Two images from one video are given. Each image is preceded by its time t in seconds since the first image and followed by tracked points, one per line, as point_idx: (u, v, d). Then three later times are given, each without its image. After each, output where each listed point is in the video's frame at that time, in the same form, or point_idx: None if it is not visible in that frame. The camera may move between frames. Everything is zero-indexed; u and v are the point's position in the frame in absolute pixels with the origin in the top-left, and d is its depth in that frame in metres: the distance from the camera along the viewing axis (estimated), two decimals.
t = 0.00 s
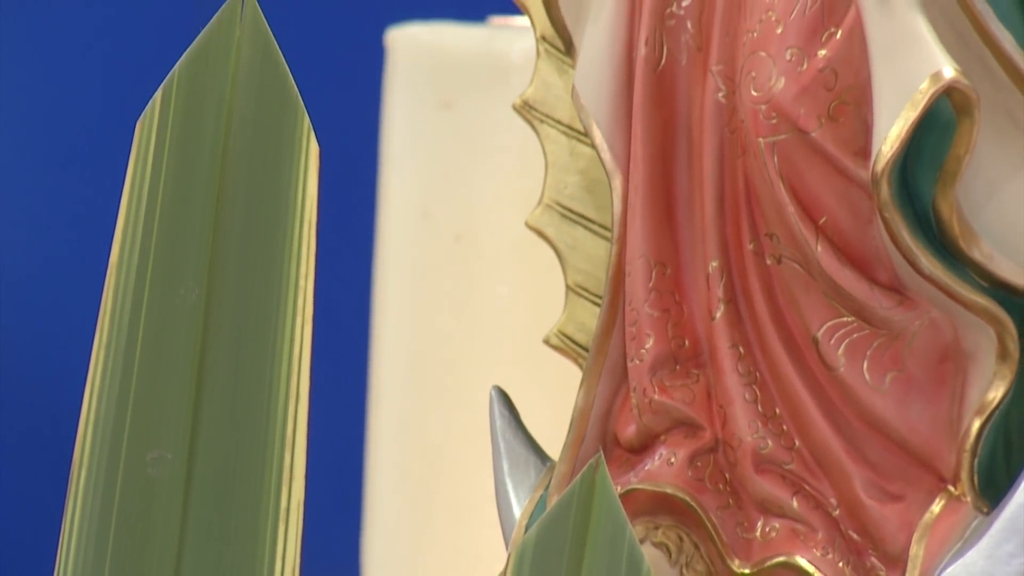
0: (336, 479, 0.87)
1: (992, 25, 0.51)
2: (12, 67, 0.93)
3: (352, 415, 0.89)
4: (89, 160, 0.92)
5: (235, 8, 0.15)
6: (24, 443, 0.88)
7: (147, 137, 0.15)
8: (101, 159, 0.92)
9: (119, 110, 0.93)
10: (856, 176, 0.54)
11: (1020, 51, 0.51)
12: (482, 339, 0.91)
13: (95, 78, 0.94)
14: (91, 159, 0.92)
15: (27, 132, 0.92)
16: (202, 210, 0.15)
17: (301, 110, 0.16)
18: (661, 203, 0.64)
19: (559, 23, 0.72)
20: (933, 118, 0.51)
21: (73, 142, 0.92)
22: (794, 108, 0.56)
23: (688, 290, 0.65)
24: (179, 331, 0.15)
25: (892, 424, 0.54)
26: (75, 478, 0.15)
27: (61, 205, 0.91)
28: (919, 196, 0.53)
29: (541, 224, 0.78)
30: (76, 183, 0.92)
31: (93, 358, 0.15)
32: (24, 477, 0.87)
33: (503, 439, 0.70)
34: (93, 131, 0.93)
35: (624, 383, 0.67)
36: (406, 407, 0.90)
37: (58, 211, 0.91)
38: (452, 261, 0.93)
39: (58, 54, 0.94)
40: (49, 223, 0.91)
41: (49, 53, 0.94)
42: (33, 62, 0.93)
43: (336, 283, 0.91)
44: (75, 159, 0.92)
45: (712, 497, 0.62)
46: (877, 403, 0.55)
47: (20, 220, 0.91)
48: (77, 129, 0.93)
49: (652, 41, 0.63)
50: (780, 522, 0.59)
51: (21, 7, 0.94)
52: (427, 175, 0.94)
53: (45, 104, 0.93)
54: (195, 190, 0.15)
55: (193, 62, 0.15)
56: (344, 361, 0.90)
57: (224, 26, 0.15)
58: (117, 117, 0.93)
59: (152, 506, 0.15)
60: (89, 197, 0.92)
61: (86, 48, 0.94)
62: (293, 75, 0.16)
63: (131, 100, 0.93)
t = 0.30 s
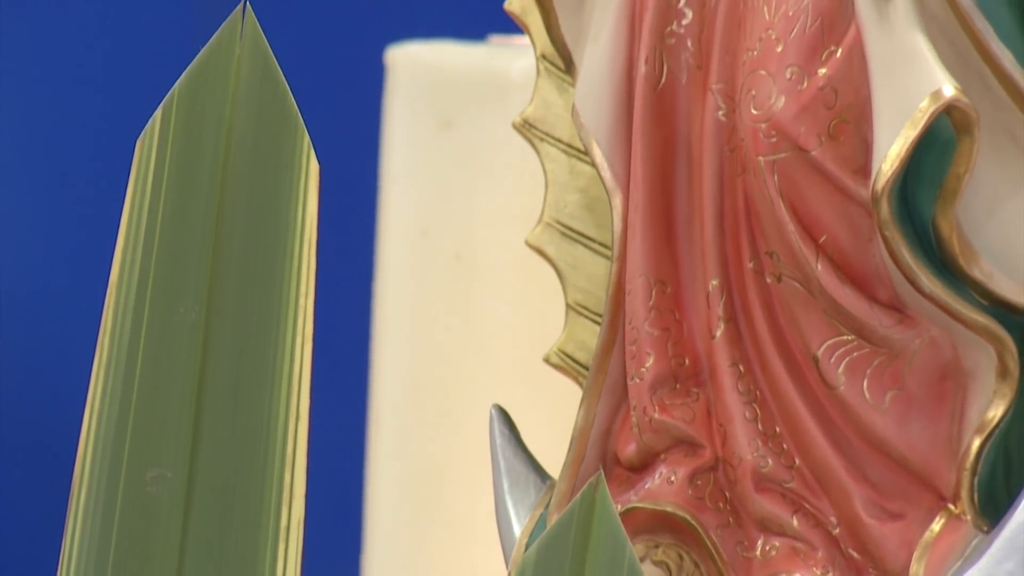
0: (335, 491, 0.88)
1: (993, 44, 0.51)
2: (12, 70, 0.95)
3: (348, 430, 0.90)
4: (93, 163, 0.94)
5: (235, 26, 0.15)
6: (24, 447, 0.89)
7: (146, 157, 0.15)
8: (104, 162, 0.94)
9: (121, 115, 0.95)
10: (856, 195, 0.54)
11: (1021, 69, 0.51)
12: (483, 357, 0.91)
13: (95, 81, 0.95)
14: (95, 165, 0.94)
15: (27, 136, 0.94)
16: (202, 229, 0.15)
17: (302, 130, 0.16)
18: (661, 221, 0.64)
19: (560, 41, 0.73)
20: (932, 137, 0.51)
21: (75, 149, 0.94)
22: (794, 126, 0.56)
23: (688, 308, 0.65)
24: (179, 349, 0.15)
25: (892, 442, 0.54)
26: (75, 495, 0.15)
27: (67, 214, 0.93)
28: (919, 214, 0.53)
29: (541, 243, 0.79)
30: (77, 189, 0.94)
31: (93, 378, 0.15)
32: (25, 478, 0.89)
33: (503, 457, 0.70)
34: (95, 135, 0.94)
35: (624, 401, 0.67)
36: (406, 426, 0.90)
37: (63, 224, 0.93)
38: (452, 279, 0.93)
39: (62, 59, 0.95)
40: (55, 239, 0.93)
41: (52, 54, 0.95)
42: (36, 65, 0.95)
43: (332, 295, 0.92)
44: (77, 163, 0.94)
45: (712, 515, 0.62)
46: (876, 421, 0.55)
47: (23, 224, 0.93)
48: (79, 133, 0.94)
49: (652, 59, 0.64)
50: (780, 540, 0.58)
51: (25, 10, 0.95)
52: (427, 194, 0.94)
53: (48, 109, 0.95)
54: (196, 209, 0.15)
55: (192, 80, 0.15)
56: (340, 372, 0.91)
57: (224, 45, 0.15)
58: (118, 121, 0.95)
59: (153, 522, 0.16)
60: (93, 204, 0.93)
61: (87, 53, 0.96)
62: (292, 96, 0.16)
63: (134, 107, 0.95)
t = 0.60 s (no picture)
0: (333, 502, 0.88)
1: (992, 62, 0.51)
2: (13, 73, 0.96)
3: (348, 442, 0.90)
4: (94, 169, 0.95)
5: (233, 47, 0.16)
6: (21, 452, 0.90)
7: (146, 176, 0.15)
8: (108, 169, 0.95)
9: (121, 121, 0.96)
10: (855, 214, 0.54)
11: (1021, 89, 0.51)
12: (482, 377, 0.91)
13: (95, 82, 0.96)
14: (93, 172, 0.95)
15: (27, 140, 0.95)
16: (202, 248, 0.16)
17: (302, 149, 0.16)
18: (660, 241, 0.65)
19: (559, 60, 0.73)
20: (932, 154, 0.52)
21: (75, 155, 0.95)
22: (794, 145, 0.56)
23: (687, 327, 0.65)
24: (179, 368, 0.15)
25: (892, 462, 0.54)
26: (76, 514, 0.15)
27: (63, 223, 0.94)
28: (918, 233, 0.53)
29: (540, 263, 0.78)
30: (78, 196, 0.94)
31: (93, 394, 0.15)
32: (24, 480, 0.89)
33: (503, 476, 0.70)
34: (96, 142, 0.95)
35: (624, 421, 0.67)
36: (406, 445, 0.89)
37: (61, 232, 0.94)
38: (450, 299, 0.93)
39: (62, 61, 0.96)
40: (49, 248, 0.93)
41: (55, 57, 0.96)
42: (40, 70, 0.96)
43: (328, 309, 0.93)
44: (77, 168, 0.95)
45: (712, 534, 0.61)
46: (876, 440, 0.55)
47: (19, 224, 0.93)
48: (80, 134, 0.95)
49: (651, 79, 0.65)
50: (780, 559, 0.58)
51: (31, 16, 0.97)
52: (426, 213, 0.94)
53: (49, 112, 0.95)
54: (196, 227, 0.16)
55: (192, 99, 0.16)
56: (343, 383, 0.91)
57: (223, 65, 0.16)
58: (121, 125, 0.96)
59: (154, 538, 0.16)
60: (94, 215, 0.94)
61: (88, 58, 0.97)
62: (292, 115, 0.16)
63: (135, 110, 0.96)
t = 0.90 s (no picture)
0: (333, 509, 0.89)
1: (992, 81, 0.51)
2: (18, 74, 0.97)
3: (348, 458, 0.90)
4: (94, 174, 0.95)
5: (233, 66, 0.16)
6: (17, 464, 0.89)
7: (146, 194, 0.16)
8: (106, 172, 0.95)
9: (120, 123, 0.96)
10: (855, 233, 0.55)
11: (1020, 108, 0.51)
12: (483, 395, 0.91)
13: (96, 83, 0.97)
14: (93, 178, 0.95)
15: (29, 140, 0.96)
16: (201, 266, 0.16)
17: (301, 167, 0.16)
18: (660, 260, 0.65)
19: (559, 81, 0.73)
20: (931, 173, 0.52)
21: (77, 160, 0.95)
22: (794, 164, 0.56)
23: (687, 347, 0.65)
24: (179, 384, 0.16)
25: (892, 481, 0.54)
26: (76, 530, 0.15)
27: (61, 226, 0.94)
28: (919, 252, 0.53)
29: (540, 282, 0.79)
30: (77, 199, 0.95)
31: (93, 412, 0.15)
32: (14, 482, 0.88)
33: (502, 496, 0.70)
34: (97, 147, 0.96)
35: (623, 440, 0.67)
36: (406, 463, 0.89)
37: (60, 237, 0.94)
38: (450, 318, 0.93)
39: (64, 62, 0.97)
40: (49, 253, 0.93)
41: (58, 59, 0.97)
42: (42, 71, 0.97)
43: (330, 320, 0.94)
44: (77, 171, 0.95)
45: (711, 554, 0.61)
46: (876, 460, 0.54)
47: (19, 230, 0.94)
48: (82, 139, 0.96)
49: (651, 98, 0.65)
50: None
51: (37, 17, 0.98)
52: (426, 232, 0.94)
53: (50, 119, 0.96)
54: (196, 244, 0.16)
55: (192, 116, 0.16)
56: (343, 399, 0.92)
57: (223, 84, 0.16)
58: (120, 128, 0.96)
59: (154, 554, 0.16)
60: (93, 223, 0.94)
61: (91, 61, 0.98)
62: (292, 134, 0.16)
63: (135, 110, 0.97)
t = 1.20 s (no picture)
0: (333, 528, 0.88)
1: (992, 102, 0.52)
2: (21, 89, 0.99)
3: (350, 478, 0.90)
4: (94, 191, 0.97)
5: (233, 84, 0.16)
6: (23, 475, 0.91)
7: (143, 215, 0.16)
8: (106, 188, 0.97)
9: (120, 139, 0.98)
10: (856, 254, 0.55)
11: (1020, 128, 0.52)
12: (483, 415, 0.91)
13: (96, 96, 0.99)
14: (93, 196, 0.97)
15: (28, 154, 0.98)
16: (201, 285, 0.16)
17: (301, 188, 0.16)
18: (660, 281, 0.65)
19: (559, 102, 0.73)
20: (932, 195, 0.52)
21: (79, 176, 0.97)
22: (794, 184, 0.57)
23: (687, 367, 0.65)
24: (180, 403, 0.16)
25: (892, 501, 0.54)
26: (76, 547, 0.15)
27: (58, 241, 0.96)
28: (919, 274, 0.54)
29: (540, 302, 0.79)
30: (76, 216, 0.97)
31: (92, 432, 0.15)
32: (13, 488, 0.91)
33: (502, 515, 0.70)
34: (94, 165, 0.98)
35: (623, 461, 0.67)
36: (406, 482, 0.89)
37: (53, 256, 0.96)
38: (451, 339, 0.93)
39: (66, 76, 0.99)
40: (46, 271, 0.95)
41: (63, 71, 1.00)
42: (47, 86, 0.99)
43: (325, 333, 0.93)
44: (76, 186, 0.97)
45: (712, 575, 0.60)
46: (877, 481, 0.54)
47: (26, 247, 0.96)
48: (86, 156, 0.98)
49: (651, 118, 0.65)
50: None
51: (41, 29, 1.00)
52: (427, 252, 0.95)
53: (57, 135, 0.98)
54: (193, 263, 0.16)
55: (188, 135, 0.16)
56: (339, 419, 0.91)
57: (223, 103, 0.16)
58: (118, 143, 0.98)
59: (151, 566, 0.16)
60: (92, 240, 0.96)
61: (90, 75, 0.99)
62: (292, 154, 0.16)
63: (138, 127, 0.99)
